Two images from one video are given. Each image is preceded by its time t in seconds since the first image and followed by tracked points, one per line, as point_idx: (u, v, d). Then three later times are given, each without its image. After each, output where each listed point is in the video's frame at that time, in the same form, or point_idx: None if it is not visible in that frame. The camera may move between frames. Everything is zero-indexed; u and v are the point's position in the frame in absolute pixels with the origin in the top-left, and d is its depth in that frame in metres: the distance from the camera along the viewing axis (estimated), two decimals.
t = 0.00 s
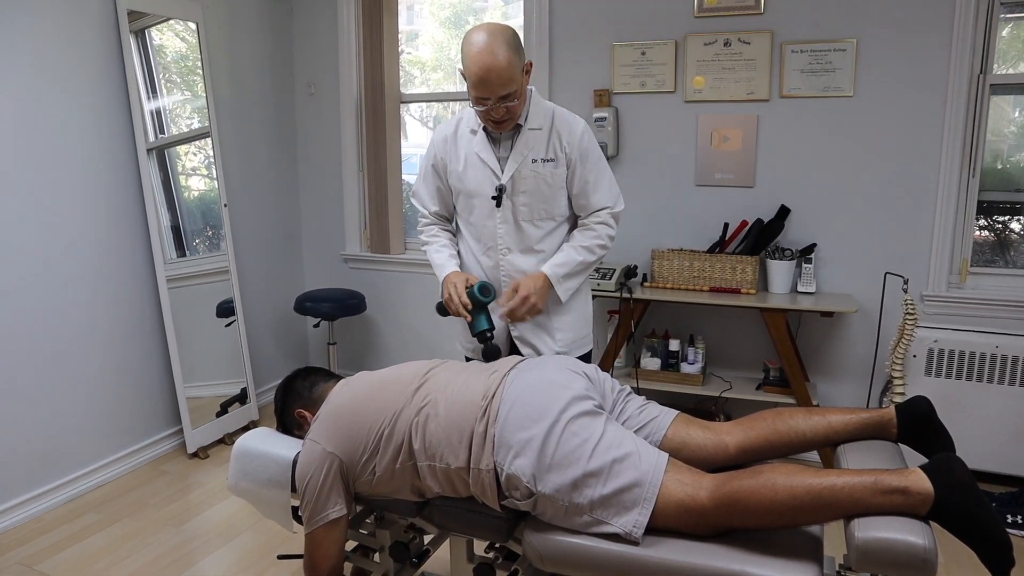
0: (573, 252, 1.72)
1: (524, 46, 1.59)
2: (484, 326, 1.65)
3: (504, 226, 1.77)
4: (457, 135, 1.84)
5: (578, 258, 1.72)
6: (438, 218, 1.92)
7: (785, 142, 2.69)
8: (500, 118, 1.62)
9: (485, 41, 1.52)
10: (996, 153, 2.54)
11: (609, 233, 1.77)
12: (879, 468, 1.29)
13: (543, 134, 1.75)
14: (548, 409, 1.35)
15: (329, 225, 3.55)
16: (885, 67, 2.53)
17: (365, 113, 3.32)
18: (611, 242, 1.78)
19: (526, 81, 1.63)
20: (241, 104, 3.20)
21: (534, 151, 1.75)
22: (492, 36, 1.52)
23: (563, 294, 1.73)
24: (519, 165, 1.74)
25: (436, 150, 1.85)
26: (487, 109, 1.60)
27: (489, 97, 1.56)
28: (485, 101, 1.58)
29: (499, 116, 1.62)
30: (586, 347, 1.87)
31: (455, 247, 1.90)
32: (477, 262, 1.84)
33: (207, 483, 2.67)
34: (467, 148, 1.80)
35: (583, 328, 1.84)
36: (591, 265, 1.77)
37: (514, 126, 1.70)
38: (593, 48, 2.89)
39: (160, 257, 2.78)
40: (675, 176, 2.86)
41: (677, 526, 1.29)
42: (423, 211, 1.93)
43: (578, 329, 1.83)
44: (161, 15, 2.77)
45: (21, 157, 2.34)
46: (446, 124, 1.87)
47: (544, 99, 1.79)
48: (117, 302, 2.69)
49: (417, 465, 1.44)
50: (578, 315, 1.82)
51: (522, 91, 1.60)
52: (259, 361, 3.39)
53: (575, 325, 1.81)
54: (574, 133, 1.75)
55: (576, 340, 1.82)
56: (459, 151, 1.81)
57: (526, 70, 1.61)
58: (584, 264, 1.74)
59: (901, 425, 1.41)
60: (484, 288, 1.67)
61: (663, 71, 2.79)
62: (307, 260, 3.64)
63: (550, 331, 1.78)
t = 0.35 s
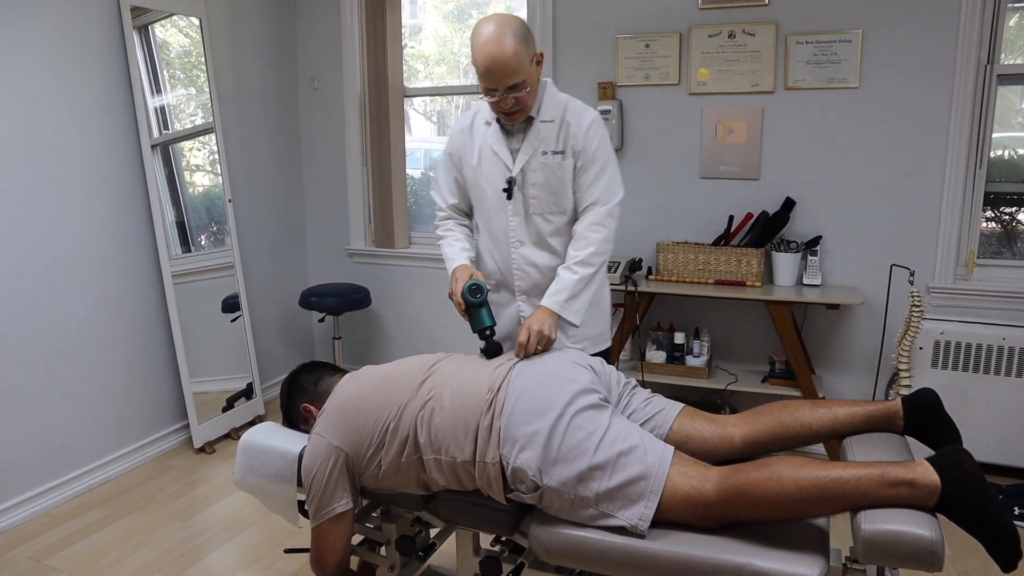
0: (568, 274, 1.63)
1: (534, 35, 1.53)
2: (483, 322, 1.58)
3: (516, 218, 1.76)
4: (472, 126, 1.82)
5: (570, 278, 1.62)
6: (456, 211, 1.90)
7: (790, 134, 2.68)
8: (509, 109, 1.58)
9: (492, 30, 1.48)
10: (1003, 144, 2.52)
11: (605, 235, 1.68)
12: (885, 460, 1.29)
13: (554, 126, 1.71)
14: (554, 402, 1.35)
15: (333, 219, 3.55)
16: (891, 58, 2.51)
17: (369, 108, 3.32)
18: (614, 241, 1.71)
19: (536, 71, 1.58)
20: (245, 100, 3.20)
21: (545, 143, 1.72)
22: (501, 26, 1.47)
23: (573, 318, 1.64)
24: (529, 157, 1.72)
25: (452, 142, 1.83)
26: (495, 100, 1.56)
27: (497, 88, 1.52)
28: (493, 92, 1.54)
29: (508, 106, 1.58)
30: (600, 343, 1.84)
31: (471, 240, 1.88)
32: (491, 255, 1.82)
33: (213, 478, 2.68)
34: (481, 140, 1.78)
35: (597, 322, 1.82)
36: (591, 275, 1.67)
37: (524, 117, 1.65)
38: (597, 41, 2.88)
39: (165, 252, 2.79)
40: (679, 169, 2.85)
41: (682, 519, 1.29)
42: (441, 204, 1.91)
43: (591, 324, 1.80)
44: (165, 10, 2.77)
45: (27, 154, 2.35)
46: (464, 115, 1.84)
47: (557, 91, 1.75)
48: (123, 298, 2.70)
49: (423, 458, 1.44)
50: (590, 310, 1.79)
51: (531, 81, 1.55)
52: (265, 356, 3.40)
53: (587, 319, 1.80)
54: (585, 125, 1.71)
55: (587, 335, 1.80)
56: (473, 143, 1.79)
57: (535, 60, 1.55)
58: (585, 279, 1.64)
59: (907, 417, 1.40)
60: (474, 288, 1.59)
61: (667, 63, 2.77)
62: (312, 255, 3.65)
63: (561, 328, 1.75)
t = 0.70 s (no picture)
0: (616, 271, 1.52)
1: (571, 30, 1.47)
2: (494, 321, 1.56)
3: (549, 217, 1.66)
4: (514, 120, 1.73)
5: (621, 276, 1.52)
6: (494, 207, 1.83)
7: (792, 128, 2.67)
8: (540, 103, 1.52)
9: (525, 22, 1.43)
10: (1006, 139, 2.51)
11: (657, 238, 1.55)
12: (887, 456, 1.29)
13: (593, 123, 1.59)
14: (555, 397, 1.35)
15: (335, 215, 3.55)
16: (893, 52, 2.50)
17: (370, 103, 3.31)
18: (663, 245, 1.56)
19: (572, 66, 1.51)
20: (246, 96, 3.19)
21: (582, 139, 1.60)
22: (533, 18, 1.42)
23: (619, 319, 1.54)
24: (565, 152, 1.62)
25: (493, 136, 1.76)
26: (525, 92, 1.50)
27: (526, 80, 1.46)
28: (522, 85, 1.48)
29: (539, 101, 1.51)
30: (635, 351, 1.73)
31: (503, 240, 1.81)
32: (521, 252, 1.72)
33: (216, 474, 2.69)
34: (520, 134, 1.70)
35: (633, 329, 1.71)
36: (642, 277, 1.55)
37: (560, 113, 1.57)
38: (599, 36, 2.87)
39: (166, 249, 2.79)
40: (681, 164, 2.84)
41: (683, 514, 1.29)
42: (481, 198, 1.83)
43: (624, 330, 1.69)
44: (165, 7, 2.77)
45: (28, 151, 2.35)
46: (508, 108, 1.76)
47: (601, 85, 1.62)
48: (124, 294, 2.70)
49: (425, 453, 1.44)
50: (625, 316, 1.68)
51: (564, 75, 1.48)
52: (266, 353, 3.41)
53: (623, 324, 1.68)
54: (627, 123, 1.57)
55: (619, 341, 1.70)
56: (512, 137, 1.71)
57: (570, 54, 1.49)
58: (633, 280, 1.53)
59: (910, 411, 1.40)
60: (479, 286, 1.57)
61: (669, 58, 2.77)
62: (313, 251, 3.65)
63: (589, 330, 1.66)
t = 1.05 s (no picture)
0: (576, 274, 1.42)
1: (591, 25, 1.47)
2: (496, 317, 1.56)
3: (560, 212, 1.67)
4: (540, 113, 1.75)
5: (579, 279, 1.41)
6: (518, 196, 1.83)
7: (793, 125, 2.66)
8: (554, 97, 1.52)
9: (543, 15, 1.43)
10: (1007, 136, 2.51)
11: (624, 236, 1.45)
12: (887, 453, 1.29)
13: (604, 122, 1.58)
14: (555, 393, 1.34)
15: (335, 210, 3.54)
16: (895, 48, 2.49)
17: (370, 98, 3.30)
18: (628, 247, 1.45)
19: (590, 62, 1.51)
20: (246, 90, 3.19)
21: (593, 137, 1.60)
22: (552, 10, 1.42)
23: (579, 326, 1.42)
24: (574, 149, 1.61)
25: (521, 126, 1.78)
26: (541, 86, 1.50)
27: (542, 74, 1.46)
28: (538, 78, 1.49)
29: (554, 95, 1.52)
30: (640, 351, 1.73)
31: (522, 231, 1.82)
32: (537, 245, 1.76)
33: (215, 469, 2.69)
34: (542, 127, 1.72)
35: (641, 329, 1.71)
36: (607, 279, 1.44)
37: (575, 108, 1.57)
38: (599, 31, 2.86)
39: (166, 244, 2.78)
40: (682, 160, 2.83)
41: (683, 510, 1.29)
42: (508, 185, 1.85)
43: (629, 331, 1.69)
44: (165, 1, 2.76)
45: (27, 145, 2.34)
46: (538, 100, 1.77)
47: (621, 84, 1.60)
48: (124, 289, 2.70)
49: (424, 448, 1.44)
50: (631, 315, 1.68)
51: (580, 70, 1.48)
52: (266, 348, 3.41)
53: (628, 324, 1.68)
54: (633, 122, 1.54)
55: (622, 341, 1.69)
56: (536, 129, 1.73)
57: (588, 49, 1.48)
58: (594, 284, 1.42)
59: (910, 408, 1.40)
60: (479, 280, 1.57)
61: (670, 54, 2.76)
62: (313, 246, 3.64)
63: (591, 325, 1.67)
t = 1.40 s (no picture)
0: (603, 258, 1.37)
1: (579, 8, 1.39)
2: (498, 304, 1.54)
3: (557, 198, 1.65)
4: (533, 100, 1.72)
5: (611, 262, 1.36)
6: (516, 185, 1.82)
7: (800, 112, 2.64)
8: (543, 83, 1.44)
9: None
10: (1016, 124, 2.48)
11: (646, 216, 1.41)
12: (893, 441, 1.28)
13: (600, 105, 1.54)
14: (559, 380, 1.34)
15: (338, 198, 3.53)
16: (903, 34, 2.46)
17: (374, 85, 3.28)
18: (653, 226, 1.42)
19: (579, 46, 1.43)
20: (249, 78, 3.17)
21: (589, 122, 1.56)
22: None
23: (612, 310, 1.37)
24: (572, 134, 1.58)
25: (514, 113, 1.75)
26: (529, 72, 1.43)
27: (530, 59, 1.39)
28: (526, 63, 1.41)
29: (544, 80, 1.43)
30: (640, 337, 1.72)
31: (521, 219, 1.80)
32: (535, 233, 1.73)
33: (220, 456, 2.70)
34: (535, 114, 1.69)
35: (640, 316, 1.70)
36: (634, 262, 1.40)
37: (565, 93, 1.49)
38: (604, 17, 2.83)
39: (169, 231, 2.78)
40: (687, 148, 2.81)
41: (687, 498, 1.28)
42: (505, 175, 1.84)
43: (629, 317, 1.68)
44: None
45: (30, 132, 2.33)
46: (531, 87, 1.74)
47: (615, 66, 1.56)
48: (127, 276, 2.70)
49: (428, 436, 1.43)
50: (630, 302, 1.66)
51: (569, 54, 1.40)
52: (270, 335, 3.41)
53: (629, 309, 1.67)
54: (631, 103, 1.51)
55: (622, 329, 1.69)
56: (530, 117, 1.70)
57: (576, 33, 1.41)
58: (623, 266, 1.37)
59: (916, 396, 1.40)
60: (480, 269, 1.55)
61: (675, 40, 2.73)
62: (317, 234, 3.64)
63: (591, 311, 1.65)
